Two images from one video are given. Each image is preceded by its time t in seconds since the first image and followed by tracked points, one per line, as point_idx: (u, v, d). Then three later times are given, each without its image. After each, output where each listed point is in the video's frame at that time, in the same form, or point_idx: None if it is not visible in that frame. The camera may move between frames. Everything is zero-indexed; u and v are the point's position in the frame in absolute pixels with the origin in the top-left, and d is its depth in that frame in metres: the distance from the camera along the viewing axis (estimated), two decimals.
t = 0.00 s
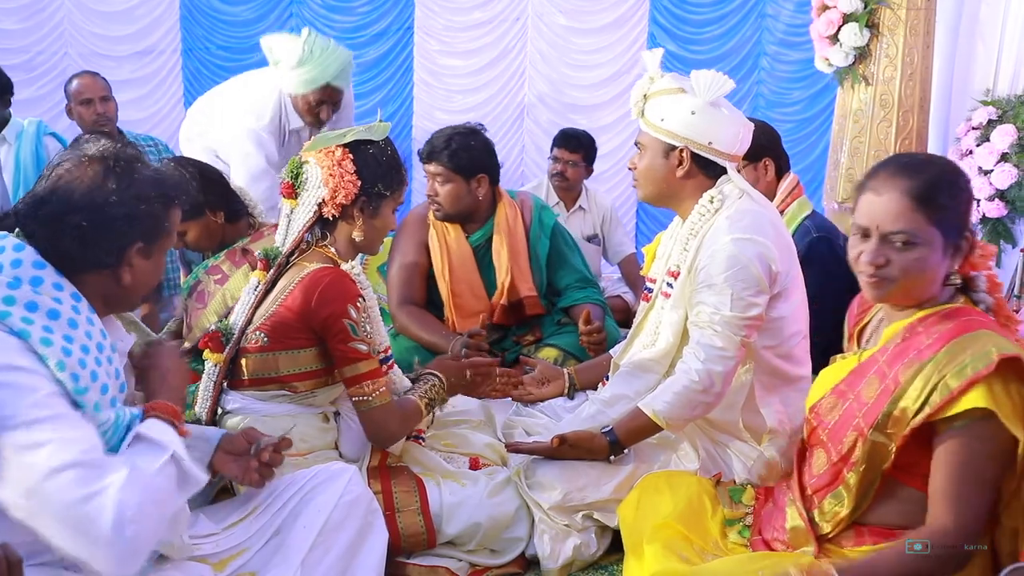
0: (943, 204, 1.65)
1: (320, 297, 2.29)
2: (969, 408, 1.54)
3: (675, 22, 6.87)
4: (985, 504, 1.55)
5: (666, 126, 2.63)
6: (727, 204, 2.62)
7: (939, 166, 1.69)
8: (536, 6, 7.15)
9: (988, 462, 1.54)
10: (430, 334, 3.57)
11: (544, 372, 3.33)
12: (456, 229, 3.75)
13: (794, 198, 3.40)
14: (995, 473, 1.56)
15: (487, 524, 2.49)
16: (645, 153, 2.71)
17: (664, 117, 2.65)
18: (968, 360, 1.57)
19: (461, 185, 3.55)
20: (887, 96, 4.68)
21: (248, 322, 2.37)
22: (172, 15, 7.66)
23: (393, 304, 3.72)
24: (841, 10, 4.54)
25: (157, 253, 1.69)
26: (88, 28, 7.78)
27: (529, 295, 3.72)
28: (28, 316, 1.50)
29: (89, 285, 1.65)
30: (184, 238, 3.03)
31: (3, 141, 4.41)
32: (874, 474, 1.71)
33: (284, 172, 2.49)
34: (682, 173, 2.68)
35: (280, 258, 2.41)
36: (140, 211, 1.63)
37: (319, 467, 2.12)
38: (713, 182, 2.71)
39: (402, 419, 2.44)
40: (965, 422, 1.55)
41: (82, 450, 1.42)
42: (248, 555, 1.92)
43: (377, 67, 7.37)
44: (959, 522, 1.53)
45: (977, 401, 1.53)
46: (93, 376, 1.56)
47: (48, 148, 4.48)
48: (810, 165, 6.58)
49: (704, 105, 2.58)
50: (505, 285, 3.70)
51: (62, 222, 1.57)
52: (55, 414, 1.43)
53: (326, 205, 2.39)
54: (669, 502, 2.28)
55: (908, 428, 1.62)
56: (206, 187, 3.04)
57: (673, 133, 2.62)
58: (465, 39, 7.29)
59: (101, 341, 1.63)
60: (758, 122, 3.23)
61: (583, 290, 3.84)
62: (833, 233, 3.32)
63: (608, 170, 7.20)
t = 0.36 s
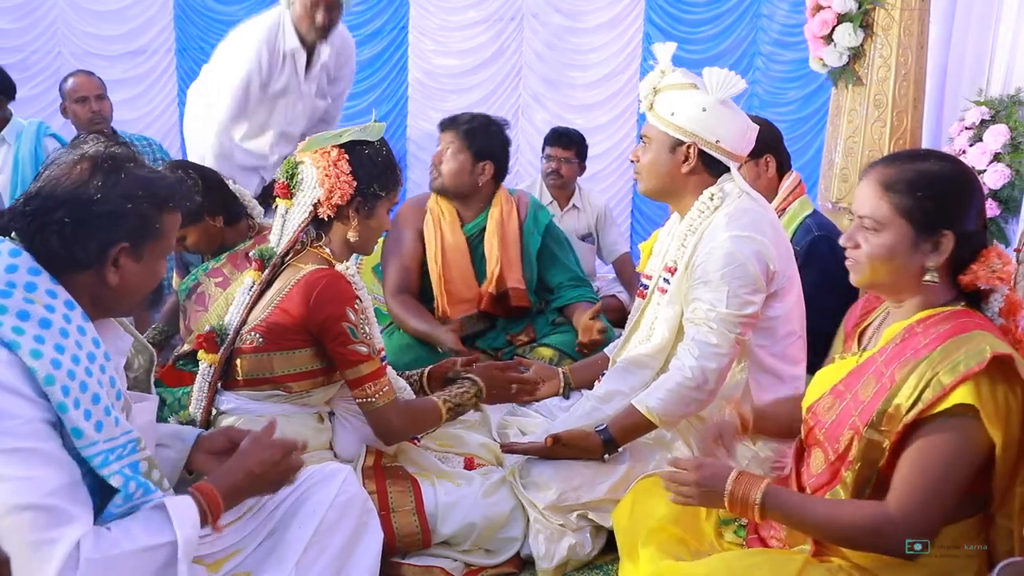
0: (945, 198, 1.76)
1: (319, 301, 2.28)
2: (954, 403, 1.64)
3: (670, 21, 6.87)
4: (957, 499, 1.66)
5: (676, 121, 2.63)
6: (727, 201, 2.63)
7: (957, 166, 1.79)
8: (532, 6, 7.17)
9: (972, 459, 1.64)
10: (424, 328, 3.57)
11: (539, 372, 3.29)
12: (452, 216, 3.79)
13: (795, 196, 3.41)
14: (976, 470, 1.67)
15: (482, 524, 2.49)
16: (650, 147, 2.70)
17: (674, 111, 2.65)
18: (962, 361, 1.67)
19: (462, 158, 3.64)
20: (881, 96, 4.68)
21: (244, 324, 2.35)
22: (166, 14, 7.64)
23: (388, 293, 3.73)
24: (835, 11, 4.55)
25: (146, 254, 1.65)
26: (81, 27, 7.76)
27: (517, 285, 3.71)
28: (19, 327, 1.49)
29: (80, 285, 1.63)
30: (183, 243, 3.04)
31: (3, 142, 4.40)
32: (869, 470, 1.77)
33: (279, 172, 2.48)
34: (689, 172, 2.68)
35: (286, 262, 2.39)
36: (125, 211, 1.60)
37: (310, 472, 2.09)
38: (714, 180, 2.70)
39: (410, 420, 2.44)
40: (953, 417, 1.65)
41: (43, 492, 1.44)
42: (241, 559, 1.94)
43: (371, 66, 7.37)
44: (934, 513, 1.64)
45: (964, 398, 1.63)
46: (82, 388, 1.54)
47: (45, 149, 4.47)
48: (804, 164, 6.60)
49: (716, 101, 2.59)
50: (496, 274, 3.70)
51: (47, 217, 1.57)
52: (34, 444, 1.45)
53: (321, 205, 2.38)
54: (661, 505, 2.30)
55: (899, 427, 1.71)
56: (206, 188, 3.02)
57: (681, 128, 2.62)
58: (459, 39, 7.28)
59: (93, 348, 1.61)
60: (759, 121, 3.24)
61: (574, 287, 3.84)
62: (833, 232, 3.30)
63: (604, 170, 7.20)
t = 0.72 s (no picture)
0: (905, 210, 1.80)
1: (315, 300, 2.28)
2: (926, 406, 1.68)
3: (665, 21, 6.88)
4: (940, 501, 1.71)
5: (682, 118, 2.63)
6: (725, 200, 2.63)
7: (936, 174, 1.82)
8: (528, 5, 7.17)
9: (946, 461, 1.68)
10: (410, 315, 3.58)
11: (533, 372, 3.34)
12: (463, 203, 3.85)
13: (793, 196, 3.42)
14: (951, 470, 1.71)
15: (477, 524, 2.49)
16: (653, 143, 2.70)
17: (678, 108, 2.65)
18: (928, 362, 1.71)
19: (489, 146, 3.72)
20: (875, 96, 4.68)
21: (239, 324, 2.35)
22: (159, 14, 7.61)
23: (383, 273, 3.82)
24: (829, 11, 4.56)
25: (149, 255, 1.65)
26: (74, 27, 7.73)
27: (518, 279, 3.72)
28: (12, 332, 1.48)
29: (77, 287, 1.62)
30: (177, 242, 3.03)
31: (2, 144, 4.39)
32: (857, 475, 1.83)
33: (279, 171, 2.47)
34: (694, 174, 2.69)
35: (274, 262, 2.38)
36: (131, 213, 1.61)
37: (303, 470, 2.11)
38: (715, 178, 2.71)
39: (390, 431, 2.43)
40: (923, 422, 1.69)
41: (34, 500, 1.44)
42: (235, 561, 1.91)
43: (366, 66, 7.36)
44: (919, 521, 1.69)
45: (935, 400, 1.67)
46: (75, 394, 1.54)
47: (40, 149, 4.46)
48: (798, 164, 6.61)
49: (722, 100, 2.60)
50: (499, 264, 3.73)
51: (49, 222, 1.55)
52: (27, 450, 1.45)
53: (320, 206, 2.38)
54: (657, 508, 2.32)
55: (880, 436, 1.75)
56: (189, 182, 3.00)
57: (683, 125, 2.63)
58: (453, 39, 7.28)
59: (88, 352, 1.60)
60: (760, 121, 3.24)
61: (575, 291, 3.84)
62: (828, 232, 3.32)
63: (599, 170, 7.21)
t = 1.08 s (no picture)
0: (874, 218, 1.82)
1: (315, 301, 2.27)
2: (898, 408, 1.71)
3: (661, 22, 6.88)
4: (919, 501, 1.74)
5: (680, 118, 2.64)
6: (723, 202, 2.63)
7: (912, 182, 1.82)
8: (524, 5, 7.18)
9: (922, 462, 1.72)
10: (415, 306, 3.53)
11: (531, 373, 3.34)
12: (467, 205, 3.79)
13: (790, 197, 3.45)
14: (928, 471, 1.74)
15: (474, 525, 2.49)
16: (650, 144, 2.70)
17: (676, 108, 2.66)
18: (902, 363, 1.73)
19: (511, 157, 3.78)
20: (872, 96, 4.68)
21: (234, 325, 2.34)
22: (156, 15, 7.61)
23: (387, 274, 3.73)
24: (826, 11, 4.57)
25: (153, 258, 1.66)
26: (70, 27, 7.72)
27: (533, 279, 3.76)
28: (15, 338, 1.48)
29: (81, 291, 1.62)
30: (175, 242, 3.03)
31: None
32: (840, 480, 1.84)
33: (274, 171, 2.48)
34: (694, 176, 2.70)
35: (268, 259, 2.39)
36: (134, 219, 1.61)
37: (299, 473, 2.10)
38: (713, 178, 2.71)
39: (391, 426, 2.42)
40: (898, 423, 1.72)
41: (37, 507, 1.44)
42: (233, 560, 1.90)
43: (363, 67, 7.35)
44: (899, 523, 1.71)
45: (906, 403, 1.71)
46: (78, 400, 1.54)
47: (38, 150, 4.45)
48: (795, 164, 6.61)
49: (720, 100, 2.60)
50: (512, 268, 3.75)
51: (53, 230, 1.55)
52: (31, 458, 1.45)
53: (315, 205, 2.38)
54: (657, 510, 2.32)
55: (857, 439, 1.77)
56: (188, 160, 2.91)
57: (677, 126, 2.64)
58: (450, 39, 7.28)
59: (90, 356, 1.60)
60: (759, 123, 3.25)
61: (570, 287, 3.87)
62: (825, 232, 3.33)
63: (595, 170, 7.21)
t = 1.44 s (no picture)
0: (860, 227, 1.82)
1: (309, 305, 2.27)
2: (898, 414, 1.71)
3: (661, 25, 6.87)
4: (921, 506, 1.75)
5: (673, 123, 2.64)
6: (720, 206, 2.63)
7: (899, 190, 1.81)
8: (524, 9, 7.19)
9: (924, 468, 1.72)
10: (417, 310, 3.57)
11: (531, 376, 3.35)
12: (461, 216, 3.82)
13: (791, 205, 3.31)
14: (930, 475, 1.74)
15: (475, 528, 2.49)
16: (645, 150, 2.71)
17: (669, 113, 2.66)
18: (900, 368, 1.73)
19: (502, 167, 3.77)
20: (872, 99, 4.67)
21: (234, 329, 2.34)
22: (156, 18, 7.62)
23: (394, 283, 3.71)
24: (826, 15, 4.55)
25: (156, 274, 1.67)
26: (71, 31, 7.73)
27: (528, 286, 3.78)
28: (24, 355, 1.46)
29: (83, 303, 1.59)
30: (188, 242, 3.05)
31: None
32: (841, 487, 1.84)
33: (274, 174, 2.49)
34: (690, 183, 2.70)
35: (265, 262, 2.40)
36: (145, 234, 1.61)
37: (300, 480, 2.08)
38: (709, 182, 2.72)
39: (363, 433, 2.33)
40: (901, 430, 1.72)
41: (61, 516, 1.43)
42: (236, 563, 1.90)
43: (365, 70, 7.34)
44: (902, 529, 1.72)
45: (905, 408, 1.71)
46: (89, 411, 1.53)
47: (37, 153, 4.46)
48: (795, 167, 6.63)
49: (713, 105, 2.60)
50: (508, 274, 3.76)
51: (64, 245, 1.53)
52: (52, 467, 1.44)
53: (315, 208, 2.38)
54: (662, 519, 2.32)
55: (857, 445, 1.77)
56: (200, 158, 2.93)
57: (674, 131, 2.64)
58: (451, 42, 7.28)
59: (96, 366, 1.59)
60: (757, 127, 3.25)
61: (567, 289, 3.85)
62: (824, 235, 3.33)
63: (596, 174, 7.22)
